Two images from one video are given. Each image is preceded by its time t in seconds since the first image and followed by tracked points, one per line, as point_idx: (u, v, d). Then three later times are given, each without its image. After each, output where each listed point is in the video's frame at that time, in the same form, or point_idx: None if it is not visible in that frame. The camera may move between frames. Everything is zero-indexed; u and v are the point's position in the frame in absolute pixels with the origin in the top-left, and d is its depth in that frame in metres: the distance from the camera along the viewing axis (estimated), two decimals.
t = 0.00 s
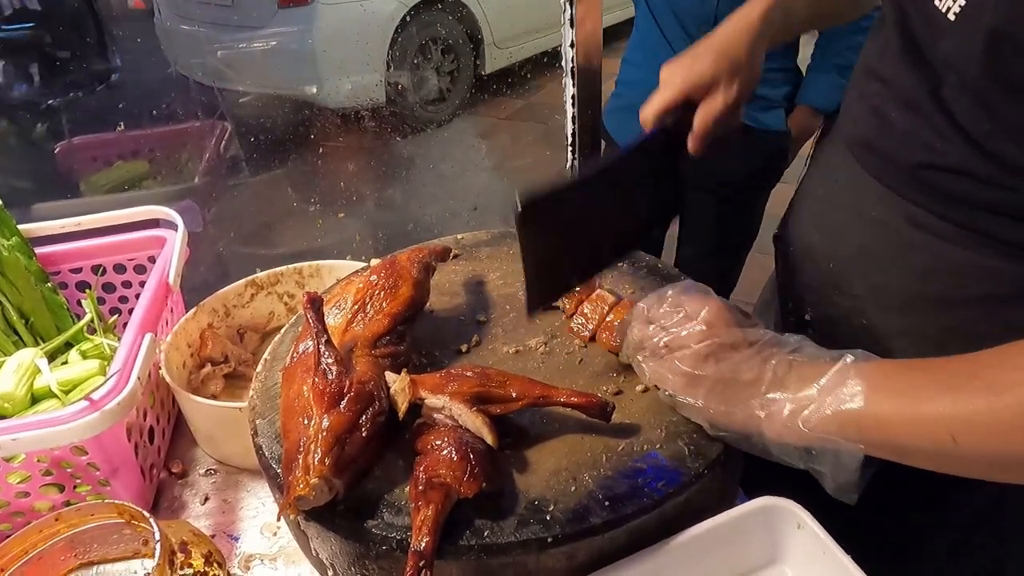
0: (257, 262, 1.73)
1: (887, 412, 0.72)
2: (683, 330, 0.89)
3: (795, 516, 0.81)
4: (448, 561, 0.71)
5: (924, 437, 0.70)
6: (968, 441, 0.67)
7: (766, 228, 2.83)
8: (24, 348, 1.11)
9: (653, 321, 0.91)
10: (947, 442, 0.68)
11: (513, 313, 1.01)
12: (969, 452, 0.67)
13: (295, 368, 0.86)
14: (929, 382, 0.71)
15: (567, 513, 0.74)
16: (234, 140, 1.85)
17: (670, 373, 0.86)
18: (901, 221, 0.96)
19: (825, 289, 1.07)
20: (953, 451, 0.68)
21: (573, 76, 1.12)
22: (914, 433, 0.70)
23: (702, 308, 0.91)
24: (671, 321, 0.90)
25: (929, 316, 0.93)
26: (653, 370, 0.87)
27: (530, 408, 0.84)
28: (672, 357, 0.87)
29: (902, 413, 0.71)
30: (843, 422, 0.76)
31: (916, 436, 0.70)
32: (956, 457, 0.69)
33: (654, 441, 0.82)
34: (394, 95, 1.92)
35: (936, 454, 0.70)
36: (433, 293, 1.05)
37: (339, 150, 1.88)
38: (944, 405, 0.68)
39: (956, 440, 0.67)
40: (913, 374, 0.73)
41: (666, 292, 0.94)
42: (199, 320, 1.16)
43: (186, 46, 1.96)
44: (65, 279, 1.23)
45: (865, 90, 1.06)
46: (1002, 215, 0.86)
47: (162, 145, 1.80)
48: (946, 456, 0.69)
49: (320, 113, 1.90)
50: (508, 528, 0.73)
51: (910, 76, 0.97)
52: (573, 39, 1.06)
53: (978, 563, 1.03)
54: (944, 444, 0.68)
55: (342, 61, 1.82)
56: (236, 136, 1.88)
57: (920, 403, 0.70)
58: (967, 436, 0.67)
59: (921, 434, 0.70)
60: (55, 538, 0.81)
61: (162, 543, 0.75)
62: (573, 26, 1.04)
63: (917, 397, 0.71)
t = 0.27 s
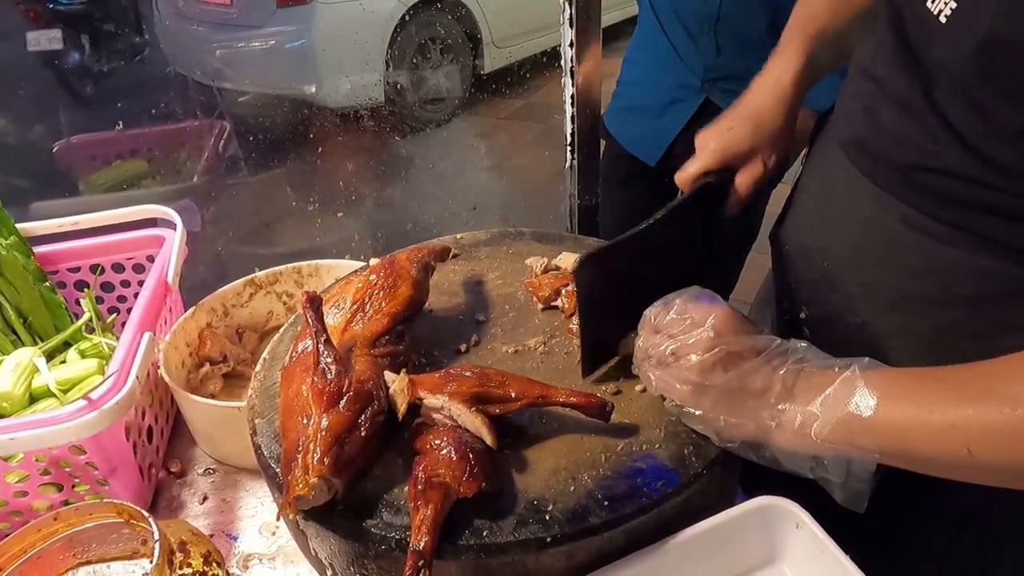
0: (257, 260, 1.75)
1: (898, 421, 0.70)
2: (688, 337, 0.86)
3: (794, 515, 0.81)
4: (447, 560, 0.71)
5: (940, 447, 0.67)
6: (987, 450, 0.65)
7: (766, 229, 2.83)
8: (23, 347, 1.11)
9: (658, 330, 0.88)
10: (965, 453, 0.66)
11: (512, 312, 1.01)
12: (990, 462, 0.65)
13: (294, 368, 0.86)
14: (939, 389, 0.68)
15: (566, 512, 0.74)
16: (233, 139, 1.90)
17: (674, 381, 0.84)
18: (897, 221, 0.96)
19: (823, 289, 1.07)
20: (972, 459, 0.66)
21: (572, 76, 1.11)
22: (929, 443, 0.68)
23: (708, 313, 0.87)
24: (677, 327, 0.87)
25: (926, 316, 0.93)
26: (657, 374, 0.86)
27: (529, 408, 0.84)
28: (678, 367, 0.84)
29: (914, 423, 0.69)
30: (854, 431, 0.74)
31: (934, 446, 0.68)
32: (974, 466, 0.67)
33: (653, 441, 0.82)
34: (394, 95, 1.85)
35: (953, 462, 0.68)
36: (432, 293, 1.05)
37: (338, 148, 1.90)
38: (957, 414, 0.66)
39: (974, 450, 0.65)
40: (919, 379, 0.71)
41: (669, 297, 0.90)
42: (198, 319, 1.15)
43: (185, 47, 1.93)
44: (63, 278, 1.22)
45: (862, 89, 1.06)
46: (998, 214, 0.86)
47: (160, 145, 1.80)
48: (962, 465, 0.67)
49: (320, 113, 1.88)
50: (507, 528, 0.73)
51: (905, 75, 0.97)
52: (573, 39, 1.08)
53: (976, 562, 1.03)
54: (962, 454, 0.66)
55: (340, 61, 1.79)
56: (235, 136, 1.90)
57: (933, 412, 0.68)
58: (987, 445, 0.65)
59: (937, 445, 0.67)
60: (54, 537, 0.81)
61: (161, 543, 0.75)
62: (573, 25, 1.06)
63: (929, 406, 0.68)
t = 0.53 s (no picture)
0: (257, 258, 1.73)
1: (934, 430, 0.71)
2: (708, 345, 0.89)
3: (794, 512, 0.81)
4: (447, 557, 0.71)
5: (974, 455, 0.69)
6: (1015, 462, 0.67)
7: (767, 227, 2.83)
8: (22, 345, 1.11)
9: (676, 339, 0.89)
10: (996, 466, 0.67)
11: (512, 310, 1.01)
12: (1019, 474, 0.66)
13: (293, 365, 0.86)
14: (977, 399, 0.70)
15: (566, 510, 0.74)
16: (232, 137, 1.86)
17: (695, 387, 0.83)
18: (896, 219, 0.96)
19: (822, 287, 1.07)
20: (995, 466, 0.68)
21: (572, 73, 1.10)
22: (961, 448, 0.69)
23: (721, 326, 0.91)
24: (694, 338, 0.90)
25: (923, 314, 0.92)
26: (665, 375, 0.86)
27: (529, 406, 0.84)
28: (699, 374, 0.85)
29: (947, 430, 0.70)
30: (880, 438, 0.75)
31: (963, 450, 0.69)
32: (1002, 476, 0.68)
33: (653, 439, 0.82)
34: (393, 92, 1.91)
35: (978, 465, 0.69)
36: (432, 291, 1.05)
37: (338, 146, 1.85)
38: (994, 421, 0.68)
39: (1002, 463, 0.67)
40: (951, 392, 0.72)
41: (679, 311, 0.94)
42: (198, 317, 1.15)
43: (185, 45, 1.93)
44: (63, 276, 1.22)
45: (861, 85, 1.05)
46: (996, 212, 0.85)
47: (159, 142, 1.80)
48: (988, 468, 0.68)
49: (320, 110, 1.87)
50: (507, 525, 0.73)
51: (903, 71, 0.97)
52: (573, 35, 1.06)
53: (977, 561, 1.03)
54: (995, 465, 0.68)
55: (341, 59, 1.82)
56: (234, 134, 1.87)
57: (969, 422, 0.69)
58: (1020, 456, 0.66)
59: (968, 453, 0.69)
60: (54, 534, 0.81)
61: (161, 541, 0.75)
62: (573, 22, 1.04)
63: (957, 417, 0.70)
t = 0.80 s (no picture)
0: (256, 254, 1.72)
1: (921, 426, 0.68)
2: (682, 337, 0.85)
3: (794, 509, 0.81)
4: (447, 553, 0.71)
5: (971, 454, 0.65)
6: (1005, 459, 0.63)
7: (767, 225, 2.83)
8: (22, 340, 1.10)
9: (654, 337, 0.85)
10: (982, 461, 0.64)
11: (513, 306, 1.01)
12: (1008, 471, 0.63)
13: (294, 361, 0.86)
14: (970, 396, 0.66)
15: (567, 506, 0.74)
16: (232, 134, 1.86)
17: (680, 397, 0.81)
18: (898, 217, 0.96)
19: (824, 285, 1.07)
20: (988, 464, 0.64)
21: (572, 69, 1.10)
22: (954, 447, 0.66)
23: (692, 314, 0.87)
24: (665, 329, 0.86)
25: (925, 311, 0.92)
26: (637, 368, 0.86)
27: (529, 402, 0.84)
28: (681, 377, 0.82)
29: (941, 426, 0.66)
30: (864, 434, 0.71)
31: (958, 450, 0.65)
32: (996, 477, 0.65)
33: (653, 435, 0.81)
34: (393, 87, 1.85)
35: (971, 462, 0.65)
36: (433, 287, 1.05)
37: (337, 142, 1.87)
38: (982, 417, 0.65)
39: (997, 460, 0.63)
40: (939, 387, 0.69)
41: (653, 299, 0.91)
42: (198, 313, 1.15)
43: (185, 41, 1.93)
44: (62, 271, 1.22)
45: (864, 83, 1.05)
46: (997, 209, 0.85)
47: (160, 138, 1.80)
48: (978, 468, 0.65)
49: (319, 107, 1.87)
50: (507, 521, 0.72)
51: (906, 69, 0.97)
52: (573, 32, 1.04)
53: (976, 560, 1.02)
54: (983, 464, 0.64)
55: (341, 54, 1.81)
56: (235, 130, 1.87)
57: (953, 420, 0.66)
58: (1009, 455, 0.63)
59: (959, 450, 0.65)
60: (53, 529, 0.81)
61: (160, 535, 0.75)
62: (573, 19, 1.04)
63: (948, 415, 0.66)
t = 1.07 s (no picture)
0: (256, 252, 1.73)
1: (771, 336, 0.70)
2: (618, 302, 0.86)
3: (795, 506, 0.81)
4: (448, 551, 0.71)
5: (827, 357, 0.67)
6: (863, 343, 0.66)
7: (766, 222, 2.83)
8: (22, 338, 1.10)
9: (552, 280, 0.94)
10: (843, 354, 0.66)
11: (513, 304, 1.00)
12: (875, 358, 0.65)
13: (294, 359, 0.86)
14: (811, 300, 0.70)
15: (568, 503, 0.74)
16: (231, 132, 1.85)
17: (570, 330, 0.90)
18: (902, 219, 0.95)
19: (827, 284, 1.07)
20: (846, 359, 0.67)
21: (573, 67, 1.10)
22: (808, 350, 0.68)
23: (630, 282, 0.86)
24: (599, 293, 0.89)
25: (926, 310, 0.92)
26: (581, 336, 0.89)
27: (529, 401, 0.84)
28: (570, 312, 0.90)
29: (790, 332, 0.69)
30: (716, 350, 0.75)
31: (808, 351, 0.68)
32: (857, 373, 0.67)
33: (654, 432, 0.81)
34: (393, 86, 1.90)
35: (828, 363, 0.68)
36: (433, 285, 1.05)
37: (338, 140, 1.91)
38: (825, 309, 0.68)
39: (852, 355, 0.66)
40: (769, 298, 0.73)
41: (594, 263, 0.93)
42: (198, 311, 1.15)
43: (185, 40, 1.93)
44: (62, 270, 1.22)
45: (871, 84, 1.05)
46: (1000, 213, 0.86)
47: (160, 136, 1.80)
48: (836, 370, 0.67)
49: (319, 104, 1.89)
50: (508, 518, 0.72)
51: (912, 71, 0.96)
52: (574, 30, 1.05)
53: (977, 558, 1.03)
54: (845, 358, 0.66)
55: (341, 53, 1.86)
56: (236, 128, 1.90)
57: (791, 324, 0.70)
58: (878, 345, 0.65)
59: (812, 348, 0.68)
60: (53, 527, 0.81)
61: (161, 533, 0.74)
62: (574, 16, 1.03)
63: (751, 320, 0.72)
